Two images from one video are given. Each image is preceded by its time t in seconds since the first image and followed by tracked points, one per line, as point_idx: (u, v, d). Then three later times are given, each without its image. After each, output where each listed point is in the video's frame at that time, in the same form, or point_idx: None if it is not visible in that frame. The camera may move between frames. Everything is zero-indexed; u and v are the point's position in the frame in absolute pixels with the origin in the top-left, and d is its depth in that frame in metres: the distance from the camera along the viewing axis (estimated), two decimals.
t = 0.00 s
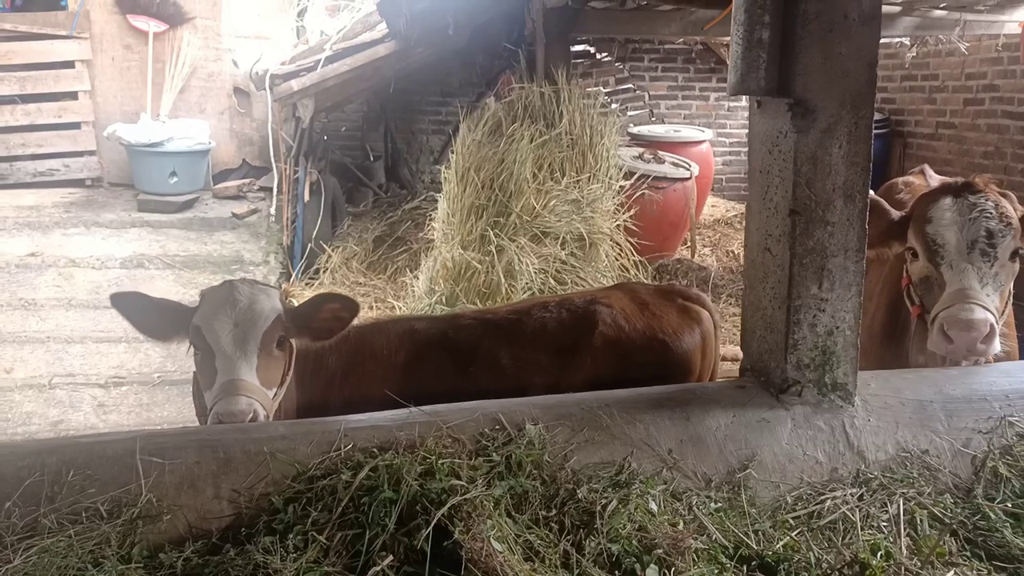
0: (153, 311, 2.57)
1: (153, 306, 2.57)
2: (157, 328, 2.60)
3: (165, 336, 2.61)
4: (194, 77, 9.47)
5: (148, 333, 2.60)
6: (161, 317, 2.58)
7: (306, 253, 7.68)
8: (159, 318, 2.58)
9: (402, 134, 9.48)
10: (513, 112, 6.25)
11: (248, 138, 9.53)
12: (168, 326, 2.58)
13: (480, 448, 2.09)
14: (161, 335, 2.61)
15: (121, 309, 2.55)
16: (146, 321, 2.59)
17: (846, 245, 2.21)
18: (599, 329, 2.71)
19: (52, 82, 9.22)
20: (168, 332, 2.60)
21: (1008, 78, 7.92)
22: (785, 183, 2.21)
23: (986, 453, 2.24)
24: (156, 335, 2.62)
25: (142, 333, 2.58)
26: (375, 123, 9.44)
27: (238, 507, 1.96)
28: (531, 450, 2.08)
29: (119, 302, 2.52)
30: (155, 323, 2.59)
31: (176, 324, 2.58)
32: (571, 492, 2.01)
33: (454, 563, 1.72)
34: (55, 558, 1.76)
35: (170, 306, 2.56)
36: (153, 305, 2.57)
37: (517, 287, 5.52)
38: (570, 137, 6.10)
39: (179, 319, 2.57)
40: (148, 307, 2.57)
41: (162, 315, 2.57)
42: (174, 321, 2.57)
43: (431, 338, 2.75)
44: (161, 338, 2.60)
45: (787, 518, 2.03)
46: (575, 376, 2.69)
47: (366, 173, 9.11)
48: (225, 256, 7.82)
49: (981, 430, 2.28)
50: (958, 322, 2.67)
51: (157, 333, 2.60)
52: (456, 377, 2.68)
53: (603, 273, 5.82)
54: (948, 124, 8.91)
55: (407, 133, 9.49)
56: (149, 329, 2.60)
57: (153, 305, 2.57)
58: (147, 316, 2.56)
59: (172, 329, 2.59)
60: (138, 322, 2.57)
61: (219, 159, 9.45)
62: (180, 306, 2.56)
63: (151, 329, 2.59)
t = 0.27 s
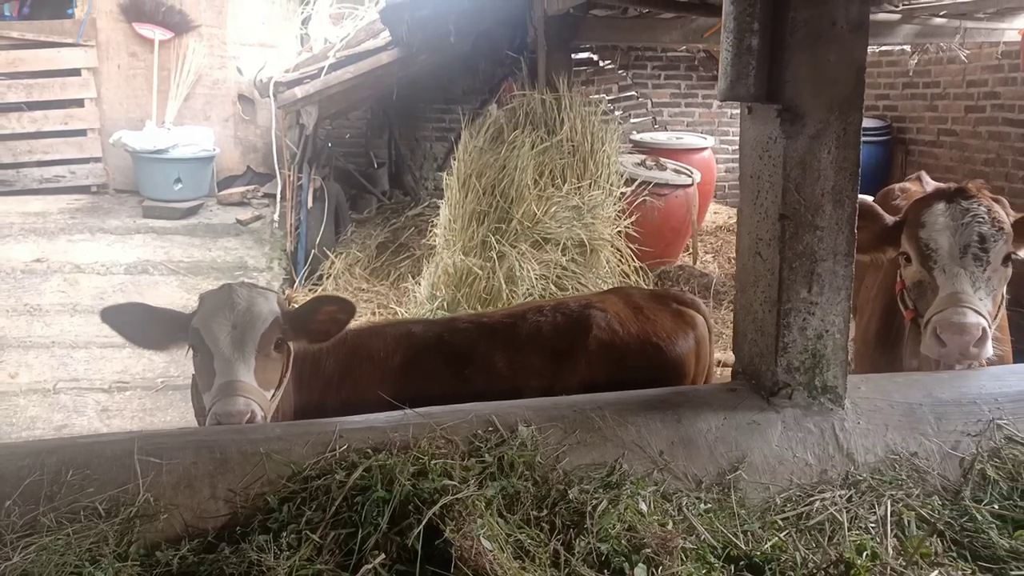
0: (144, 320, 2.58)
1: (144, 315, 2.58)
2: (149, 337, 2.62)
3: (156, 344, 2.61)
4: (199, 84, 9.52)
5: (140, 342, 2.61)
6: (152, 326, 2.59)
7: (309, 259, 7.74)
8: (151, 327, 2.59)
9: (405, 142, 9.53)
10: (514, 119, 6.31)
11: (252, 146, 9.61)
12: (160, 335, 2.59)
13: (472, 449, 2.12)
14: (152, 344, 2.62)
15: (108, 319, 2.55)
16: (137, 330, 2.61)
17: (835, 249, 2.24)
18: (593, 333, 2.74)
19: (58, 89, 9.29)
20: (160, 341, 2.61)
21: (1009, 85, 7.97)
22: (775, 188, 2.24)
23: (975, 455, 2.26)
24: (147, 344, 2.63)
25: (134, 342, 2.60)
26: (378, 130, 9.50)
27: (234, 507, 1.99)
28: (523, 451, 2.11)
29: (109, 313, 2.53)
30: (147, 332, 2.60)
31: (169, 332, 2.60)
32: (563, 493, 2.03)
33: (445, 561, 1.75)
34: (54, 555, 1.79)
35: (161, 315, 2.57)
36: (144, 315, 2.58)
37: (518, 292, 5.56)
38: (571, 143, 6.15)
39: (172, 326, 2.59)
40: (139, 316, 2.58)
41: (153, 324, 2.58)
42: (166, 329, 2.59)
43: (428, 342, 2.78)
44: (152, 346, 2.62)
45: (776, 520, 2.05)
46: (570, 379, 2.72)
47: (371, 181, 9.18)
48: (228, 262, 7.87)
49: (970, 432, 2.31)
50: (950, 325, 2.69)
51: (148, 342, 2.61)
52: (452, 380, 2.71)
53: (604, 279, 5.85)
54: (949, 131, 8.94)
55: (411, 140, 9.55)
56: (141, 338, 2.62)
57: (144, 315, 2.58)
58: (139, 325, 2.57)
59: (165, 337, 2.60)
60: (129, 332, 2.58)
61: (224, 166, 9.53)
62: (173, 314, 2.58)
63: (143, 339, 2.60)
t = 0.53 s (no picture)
0: (141, 328, 2.62)
1: (141, 322, 2.62)
2: (147, 344, 2.65)
3: (155, 352, 2.65)
4: (203, 92, 9.57)
5: (139, 350, 2.65)
6: (150, 334, 2.63)
7: (312, 266, 7.80)
8: (148, 334, 2.63)
9: (408, 149, 9.58)
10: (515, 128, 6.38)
11: (256, 153, 9.65)
12: (157, 342, 2.63)
13: (464, 454, 2.15)
14: (151, 351, 2.66)
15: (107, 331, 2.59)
16: (136, 338, 2.65)
17: (822, 258, 2.27)
18: (586, 340, 2.78)
19: (63, 97, 9.36)
20: (159, 348, 2.65)
21: (1010, 93, 8.00)
22: (763, 198, 2.28)
23: (962, 462, 2.29)
24: (146, 352, 2.67)
25: (133, 350, 2.64)
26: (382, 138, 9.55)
27: (229, 511, 2.03)
28: (514, 457, 2.14)
29: (106, 322, 2.57)
30: (145, 340, 2.64)
31: (166, 339, 2.64)
32: (552, 497, 2.07)
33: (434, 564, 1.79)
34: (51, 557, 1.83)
35: (159, 322, 2.61)
36: (141, 322, 2.62)
37: (518, 299, 5.60)
38: (572, 152, 6.19)
39: (169, 334, 2.63)
40: (136, 323, 2.62)
41: (151, 332, 2.62)
42: (164, 336, 2.63)
43: (424, 349, 2.83)
44: (151, 354, 2.66)
45: (763, 524, 2.08)
46: (563, 386, 2.76)
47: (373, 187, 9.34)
48: (232, 269, 7.93)
49: (957, 439, 2.33)
50: (940, 333, 2.72)
51: (147, 350, 2.65)
52: (447, 387, 2.75)
53: (604, 287, 5.88)
54: (950, 138, 8.97)
55: (413, 148, 9.60)
56: (140, 346, 2.66)
57: (141, 322, 2.62)
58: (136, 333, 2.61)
59: (162, 344, 2.64)
60: (127, 340, 2.62)
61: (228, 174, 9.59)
62: (171, 321, 2.62)
63: (142, 347, 2.64)
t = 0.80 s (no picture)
0: (138, 333, 2.67)
1: (137, 328, 2.67)
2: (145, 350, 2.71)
3: (153, 356, 2.70)
4: (207, 100, 9.64)
5: (137, 355, 2.71)
6: (146, 339, 2.68)
7: (313, 272, 7.85)
8: (145, 339, 2.68)
9: (410, 155, 9.64)
10: (514, 134, 6.42)
11: (258, 160, 9.72)
12: (154, 346, 2.68)
13: (452, 456, 2.20)
14: (149, 356, 2.71)
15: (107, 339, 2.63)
16: (134, 344, 2.70)
17: (804, 264, 2.31)
18: (575, 345, 2.83)
19: (68, 104, 9.44)
20: (156, 353, 2.70)
21: (1008, 100, 8.07)
22: (746, 205, 2.32)
23: (941, 464, 2.33)
24: (145, 357, 2.72)
25: (132, 356, 2.69)
26: (385, 144, 9.58)
27: (220, 511, 2.08)
28: (500, 458, 2.19)
29: (103, 328, 2.63)
30: (143, 345, 2.69)
31: (163, 344, 2.68)
32: (536, 498, 2.11)
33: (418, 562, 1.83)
34: (46, 555, 1.88)
35: (155, 327, 2.66)
36: (138, 328, 2.67)
37: (516, 305, 5.65)
38: (570, 158, 6.24)
39: (166, 339, 2.68)
40: (133, 328, 2.67)
41: (147, 337, 2.67)
42: (160, 341, 2.67)
43: (416, 354, 2.88)
44: (149, 359, 2.71)
45: (743, 525, 2.12)
46: (552, 390, 2.81)
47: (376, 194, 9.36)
48: (234, 275, 8.00)
49: (937, 442, 2.37)
50: (922, 339, 2.77)
51: (145, 355, 2.70)
52: (437, 390, 2.81)
53: (602, 293, 5.93)
54: (949, 145, 9.01)
55: (414, 154, 9.66)
56: (138, 352, 2.71)
57: (137, 327, 2.67)
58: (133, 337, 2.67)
59: (160, 348, 2.68)
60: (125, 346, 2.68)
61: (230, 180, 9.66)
62: (167, 327, 2.67)
63: (139, 352, 2.69)
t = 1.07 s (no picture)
0: (134, 336, 2.70)
1: (133, 330, 2.71)
2: (140, 353, 2.74)
3: (148, 359, 2.73)
4: (208, 105, 9.69)
5: (132, 358, 2.74)
6: (142, 342, 2.71)
7: (313, 276, 7.90)
8: (140, 342, 2.72)
9: (410, 160, 9.69)
10: (513, 139, 6.46)
11: (259, 164, 9.77)
12: (149, 349, 2.71)
13: (439, 457, 2.23)
14: (144, 359, 2.74)
15: (101, 341, 2.66)
16: (129, 346, 2.73)
17: (788, 267, 2.34)
18: (564, 348, 2.87)
19: (70, 109, 9.50)
20: (151, 356, 2.74)
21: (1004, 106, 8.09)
22: (731, 210, 2.35)
23: (924, 465, 2.35)
24: (139, 359, 2.75)
25: (126, 358, 2.72)
26: (385, 150, 9.66)
27: (210, 511, 2.11)
28: (487, 459, 2.21)
29: (99, 330, 2.66)
30: (138, 348, 2.73)
31: (158, 347, 2.71)
32: (522, 498, 2.14)
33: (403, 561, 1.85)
34: (37, 553, 1.91)
35: (151, 330, 2.69)
36: (134, 330, 2.71)
37: (513, 309, 5.68)
38: (567, 163, 6.28)
39: (161, 342, 2.70)
40: (128, 331, 2.71)
41: (143, 340, 2.70)
42: (155, 344, 2.70)
43: (408, 357, 2.92)
44: (144, 361, 2.74)
45: (727, 525, 2.15)
46: (542, 392, 2.84)
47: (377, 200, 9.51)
48: (234, 279, 8.06)
49: (920, 443, 2.40)
50: (908, 343, 2.80)
51: (140, 358, 2.74)
52: (429, 393, 2.85)
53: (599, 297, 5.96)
54: (947, 150, 9.03)
55: (415, 159, 9.70)
56: (133, 354, 2.74)
57: (133, 330, 2.71)
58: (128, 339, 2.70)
59: (154, 351, 2.72)
60: (118, 348, 2.71)
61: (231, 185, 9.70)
62: (162, 330, 2.70)
63: (133, 354, 2.73)
